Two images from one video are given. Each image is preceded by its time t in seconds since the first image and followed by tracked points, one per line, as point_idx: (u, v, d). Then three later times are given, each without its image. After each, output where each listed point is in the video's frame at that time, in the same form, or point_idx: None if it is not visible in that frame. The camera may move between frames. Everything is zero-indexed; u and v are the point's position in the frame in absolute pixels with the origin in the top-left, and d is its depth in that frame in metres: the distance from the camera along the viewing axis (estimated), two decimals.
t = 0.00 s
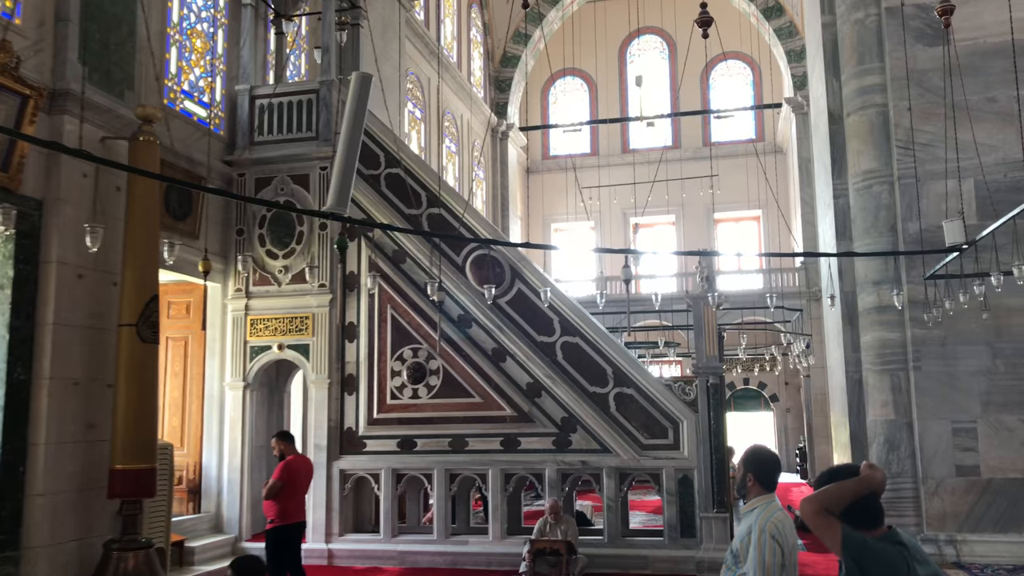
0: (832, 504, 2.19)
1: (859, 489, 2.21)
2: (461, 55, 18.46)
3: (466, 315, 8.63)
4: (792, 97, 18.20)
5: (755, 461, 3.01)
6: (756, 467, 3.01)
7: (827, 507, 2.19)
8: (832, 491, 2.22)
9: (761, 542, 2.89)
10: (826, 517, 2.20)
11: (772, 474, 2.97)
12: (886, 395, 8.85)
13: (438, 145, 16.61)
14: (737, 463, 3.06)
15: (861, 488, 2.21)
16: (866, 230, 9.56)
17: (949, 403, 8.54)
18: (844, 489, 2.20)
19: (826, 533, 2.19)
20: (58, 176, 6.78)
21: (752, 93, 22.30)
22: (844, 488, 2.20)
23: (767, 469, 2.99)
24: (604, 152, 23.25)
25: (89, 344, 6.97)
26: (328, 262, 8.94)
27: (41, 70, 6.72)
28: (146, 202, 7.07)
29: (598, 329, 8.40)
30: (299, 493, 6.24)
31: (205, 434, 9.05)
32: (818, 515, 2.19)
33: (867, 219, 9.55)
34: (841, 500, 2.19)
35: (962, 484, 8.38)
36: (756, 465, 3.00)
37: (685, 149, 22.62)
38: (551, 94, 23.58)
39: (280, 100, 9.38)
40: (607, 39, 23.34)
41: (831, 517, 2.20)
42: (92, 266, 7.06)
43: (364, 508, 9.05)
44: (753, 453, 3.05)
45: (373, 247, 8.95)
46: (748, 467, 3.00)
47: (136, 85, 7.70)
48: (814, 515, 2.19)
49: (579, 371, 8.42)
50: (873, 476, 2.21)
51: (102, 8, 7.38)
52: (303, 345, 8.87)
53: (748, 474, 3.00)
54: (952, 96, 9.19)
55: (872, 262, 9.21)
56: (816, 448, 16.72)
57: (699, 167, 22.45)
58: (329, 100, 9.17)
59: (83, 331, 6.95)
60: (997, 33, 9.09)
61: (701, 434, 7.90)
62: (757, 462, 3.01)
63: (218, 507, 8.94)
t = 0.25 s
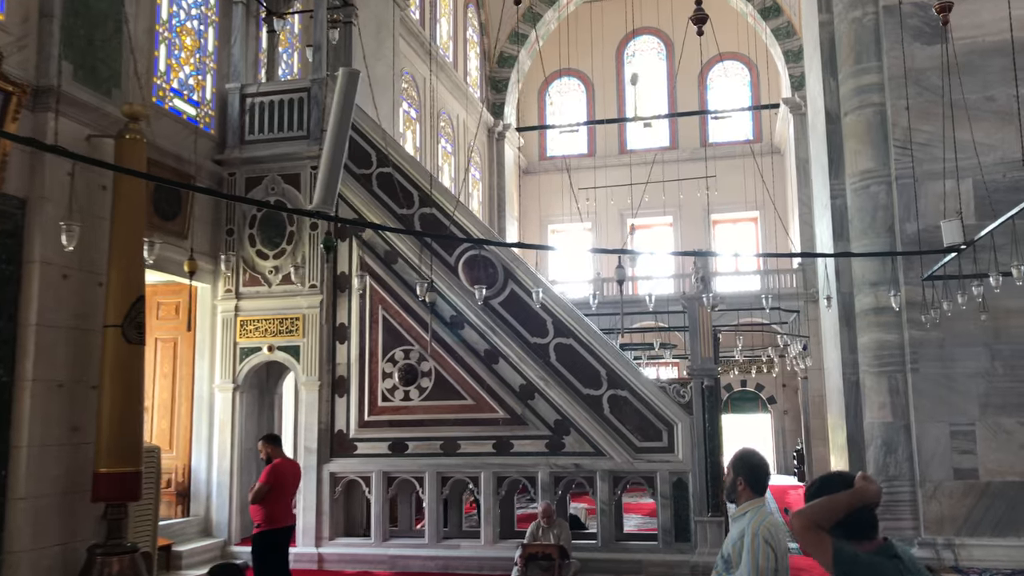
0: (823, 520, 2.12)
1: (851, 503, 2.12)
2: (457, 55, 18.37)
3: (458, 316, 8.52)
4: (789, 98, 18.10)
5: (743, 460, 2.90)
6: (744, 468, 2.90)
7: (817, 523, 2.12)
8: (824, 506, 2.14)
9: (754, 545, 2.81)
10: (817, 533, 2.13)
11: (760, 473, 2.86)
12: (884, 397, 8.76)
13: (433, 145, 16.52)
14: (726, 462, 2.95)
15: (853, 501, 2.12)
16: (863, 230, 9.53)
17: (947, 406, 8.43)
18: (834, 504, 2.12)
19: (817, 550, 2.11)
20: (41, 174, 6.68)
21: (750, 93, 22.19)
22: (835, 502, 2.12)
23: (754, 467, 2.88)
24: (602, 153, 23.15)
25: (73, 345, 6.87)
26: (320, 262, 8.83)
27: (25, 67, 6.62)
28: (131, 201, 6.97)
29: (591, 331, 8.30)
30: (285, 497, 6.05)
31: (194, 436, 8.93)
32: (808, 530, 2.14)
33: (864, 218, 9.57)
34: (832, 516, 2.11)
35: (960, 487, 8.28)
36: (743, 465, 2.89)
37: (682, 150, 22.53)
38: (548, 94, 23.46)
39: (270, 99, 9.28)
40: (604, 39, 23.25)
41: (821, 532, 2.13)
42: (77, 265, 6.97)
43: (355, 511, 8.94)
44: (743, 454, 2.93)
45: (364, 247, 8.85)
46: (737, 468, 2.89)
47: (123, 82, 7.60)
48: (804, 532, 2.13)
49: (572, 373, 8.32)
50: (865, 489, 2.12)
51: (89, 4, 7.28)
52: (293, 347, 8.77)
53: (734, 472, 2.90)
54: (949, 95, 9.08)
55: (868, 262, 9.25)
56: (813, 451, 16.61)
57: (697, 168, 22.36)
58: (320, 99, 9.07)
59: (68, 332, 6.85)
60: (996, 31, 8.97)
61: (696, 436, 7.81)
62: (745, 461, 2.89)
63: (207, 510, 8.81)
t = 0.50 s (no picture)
0: (812, 528, 2.00)
1: (842, 513, 2.01)
2: (452, 54, 18.26)
3: (449, 315, 8.40)
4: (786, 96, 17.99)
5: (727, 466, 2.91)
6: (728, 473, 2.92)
7: (806, 532, 1.99)
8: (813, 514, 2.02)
9: (749, 547, 2.79)
10: (804, 544, 1.99)
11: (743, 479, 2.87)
12: (881, 398, 8.75)
13: (427, 144, 16.40)
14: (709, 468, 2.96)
15: (845, 511, 2.01)
16: (860, 229, 9.44)
17: (945, 407, 8.33)
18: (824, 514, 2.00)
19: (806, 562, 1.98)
20: (22, 170, 6.54)
21: (747, 92, 22.10)
22: (825, 512, 2.01)
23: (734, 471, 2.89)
24: (598, 152, 23.05)
25: (54, 345, 6.74)
26: (309, 260, 8.71)
27: (5, 61, 6.49)
28: (115, 198, 6.84)
29: (584, 330, 8.18)
30: (272, 501, 5.87)
31: (182, 437, 8.81)
32: (795, 541, 1.99)
33: (860, 217, 9.48)
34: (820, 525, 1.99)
35: (957, 489, 8.17)
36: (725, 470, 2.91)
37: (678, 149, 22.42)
38: (544, 93, 23.35)
39: (259, 95, 9.16)
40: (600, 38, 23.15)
41: (810, 543, 1.99)
42: (59, 263, 6.83)
43: (346, 514, 8.82)
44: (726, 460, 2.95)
45: (354, 245, 8.72)
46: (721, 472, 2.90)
47: (107, 78, 7.47)
48: (791, 541, 1.99)
49: (564, 373, 8.20)
50: (857, 499, 2.00)
51: None
52: (281, 346, 8.65)
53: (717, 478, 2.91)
54: (947, 92, 8.95)
55: (864, 261, 9.16)
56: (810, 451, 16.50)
57: (693, 167, 22.26)
58: (310, 95, 8.96)
59: (49, 331, 6.71)
60: (994, 28, 8.82)
61: (690, 438, 7.69)
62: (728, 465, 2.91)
63: (195, 513, 8.68)
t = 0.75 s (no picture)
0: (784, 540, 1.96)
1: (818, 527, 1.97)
2: (446, 50, 18.12)
3: (438, 314, 8.29)
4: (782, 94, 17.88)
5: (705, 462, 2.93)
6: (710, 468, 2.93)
7: (778, 545, 1.97)
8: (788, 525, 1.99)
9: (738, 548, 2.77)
10: (777, 557, 1.97)
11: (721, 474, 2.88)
12: (876, 397, 8.64)
13: (420, 141, 16.26)
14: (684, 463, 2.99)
15: (825, 528, 1.95)
16: (855, 226, 9.35)
17: (940, 406, 8.22)
18: (801, 529, 1.96)
19: None
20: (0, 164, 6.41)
21: (742, 90, 21.99)
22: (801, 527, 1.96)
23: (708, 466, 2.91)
24: (593, 151, 22.93)
25: (33, 342, 6.62)
26: (296, 258, 8.59)
27: None
28: (96, 193, 6.72)
29: (575, 328, 8.07)
30: (254, 500, 5.74)
31: (168, 437, 8.69)
32: (766, 554, 1.97)
33: (855, 214, 9.38)
34: (794, 540, 1.96)
35: (953, 488, 8.07)
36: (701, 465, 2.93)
37: (674, 147, 22.31)
38: (539, 91, 23.22)
39: (246, 90, 9.04)
40: (596, 36, 23.02)
41: (783, 557, 1.97)
42: (38, 260, 6.71)
43: (334, 515, 8.70)
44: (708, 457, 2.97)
45: (341, 242, 8.60)
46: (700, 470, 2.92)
47: (89, 71, 7.34)
48: (762, 553, 1.98)
49: (555, 372, 8.08)
50: (839, 518, 1.93)
51: None
52: (268, 345, 8.53)
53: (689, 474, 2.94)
54: (942, 87, 8.84)
55: (859, 259, 9.03)
56: (806, 451, 16.38)
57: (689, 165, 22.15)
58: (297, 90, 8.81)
59: (28, 329, 6.59)
60: (989, 22, 8.74)
61: (681, 438, 7.58)
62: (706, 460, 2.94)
63: (180, 514, 8.56)
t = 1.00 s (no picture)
0: (745, 561, 1.96)
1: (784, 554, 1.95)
2: (439, 50, 18.00)
3: (425, 314, 8.16)
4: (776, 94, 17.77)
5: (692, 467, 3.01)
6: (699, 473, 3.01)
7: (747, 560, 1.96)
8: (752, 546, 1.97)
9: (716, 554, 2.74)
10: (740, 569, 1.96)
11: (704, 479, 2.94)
12: (870, 398, 8.56)
13: (412, 141, 16.14)
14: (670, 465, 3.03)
15: (796, 550, 1.94)
16: (848, 225, 9.28)
17: (934, 407, 8.11)
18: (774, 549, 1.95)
19: None
20: None
21: (738, 90, 21.90)
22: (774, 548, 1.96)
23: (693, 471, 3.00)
24: (588, 151, 22.83)
25: (10, 343, 6.49)
26: (282, 257, 8.47)
27: None
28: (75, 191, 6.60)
29: (564, 329, 7.95)
30: (233, 504, 5.60)
31: (152, 439, 8.57)
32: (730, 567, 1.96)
33: (849, 213, 9.29)
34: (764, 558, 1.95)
35: (947, 491, 7.96)
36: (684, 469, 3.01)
37: (669, 147, 22.20)
38: (534, 91, 23.12)
39: (233, 87, 8.95)
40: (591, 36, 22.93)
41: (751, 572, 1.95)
42: (16, 259, 6.58)
43: (320, 518, 8.59)
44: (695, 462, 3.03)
45: (328, 241, 8.48)
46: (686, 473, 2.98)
47: (69, 68, 7.23)
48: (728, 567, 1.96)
49: (544, 372, 7.97)
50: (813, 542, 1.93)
51: None
52: (253, 346, 8.41)
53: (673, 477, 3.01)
54: (936, 85, 8.73)
55: (853, 259, 8.93)
56: (801, 452, 16.27)
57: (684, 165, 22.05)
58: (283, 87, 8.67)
59: (4, 329, 6.46)
60: (982, 22, 8.60)
61: (671, 440, 7.48)
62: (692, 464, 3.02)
63: (165, 517, 8.44)
